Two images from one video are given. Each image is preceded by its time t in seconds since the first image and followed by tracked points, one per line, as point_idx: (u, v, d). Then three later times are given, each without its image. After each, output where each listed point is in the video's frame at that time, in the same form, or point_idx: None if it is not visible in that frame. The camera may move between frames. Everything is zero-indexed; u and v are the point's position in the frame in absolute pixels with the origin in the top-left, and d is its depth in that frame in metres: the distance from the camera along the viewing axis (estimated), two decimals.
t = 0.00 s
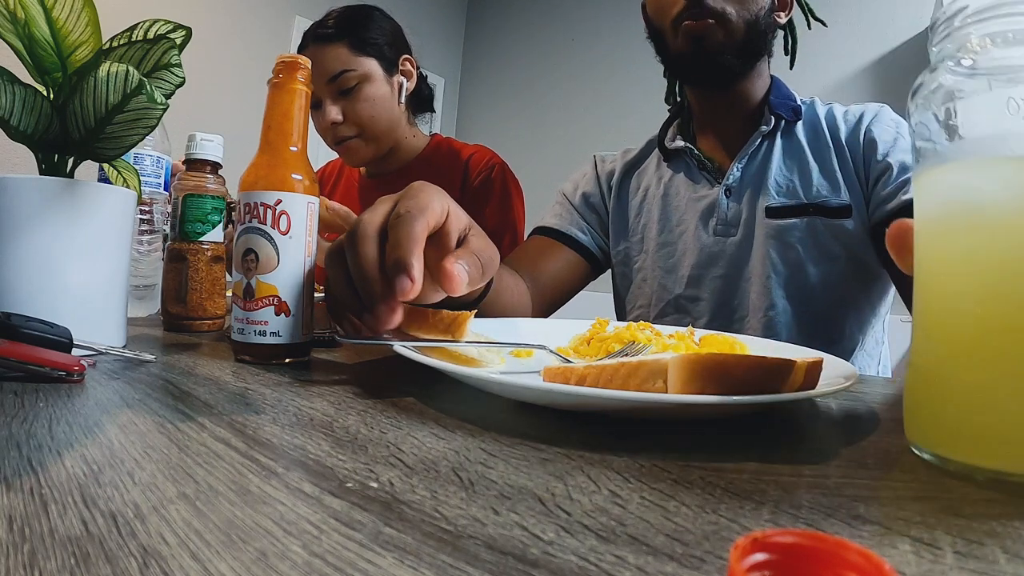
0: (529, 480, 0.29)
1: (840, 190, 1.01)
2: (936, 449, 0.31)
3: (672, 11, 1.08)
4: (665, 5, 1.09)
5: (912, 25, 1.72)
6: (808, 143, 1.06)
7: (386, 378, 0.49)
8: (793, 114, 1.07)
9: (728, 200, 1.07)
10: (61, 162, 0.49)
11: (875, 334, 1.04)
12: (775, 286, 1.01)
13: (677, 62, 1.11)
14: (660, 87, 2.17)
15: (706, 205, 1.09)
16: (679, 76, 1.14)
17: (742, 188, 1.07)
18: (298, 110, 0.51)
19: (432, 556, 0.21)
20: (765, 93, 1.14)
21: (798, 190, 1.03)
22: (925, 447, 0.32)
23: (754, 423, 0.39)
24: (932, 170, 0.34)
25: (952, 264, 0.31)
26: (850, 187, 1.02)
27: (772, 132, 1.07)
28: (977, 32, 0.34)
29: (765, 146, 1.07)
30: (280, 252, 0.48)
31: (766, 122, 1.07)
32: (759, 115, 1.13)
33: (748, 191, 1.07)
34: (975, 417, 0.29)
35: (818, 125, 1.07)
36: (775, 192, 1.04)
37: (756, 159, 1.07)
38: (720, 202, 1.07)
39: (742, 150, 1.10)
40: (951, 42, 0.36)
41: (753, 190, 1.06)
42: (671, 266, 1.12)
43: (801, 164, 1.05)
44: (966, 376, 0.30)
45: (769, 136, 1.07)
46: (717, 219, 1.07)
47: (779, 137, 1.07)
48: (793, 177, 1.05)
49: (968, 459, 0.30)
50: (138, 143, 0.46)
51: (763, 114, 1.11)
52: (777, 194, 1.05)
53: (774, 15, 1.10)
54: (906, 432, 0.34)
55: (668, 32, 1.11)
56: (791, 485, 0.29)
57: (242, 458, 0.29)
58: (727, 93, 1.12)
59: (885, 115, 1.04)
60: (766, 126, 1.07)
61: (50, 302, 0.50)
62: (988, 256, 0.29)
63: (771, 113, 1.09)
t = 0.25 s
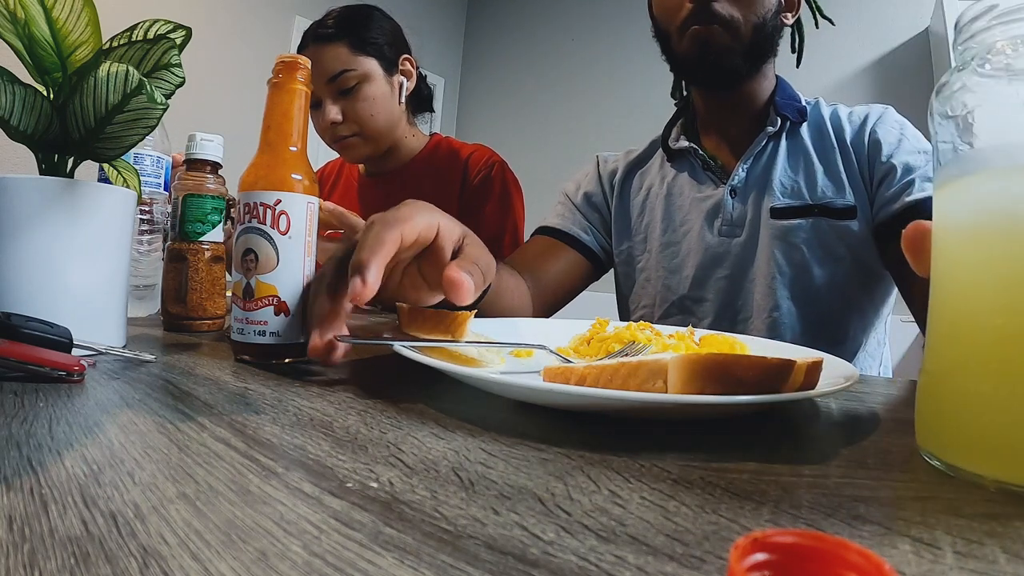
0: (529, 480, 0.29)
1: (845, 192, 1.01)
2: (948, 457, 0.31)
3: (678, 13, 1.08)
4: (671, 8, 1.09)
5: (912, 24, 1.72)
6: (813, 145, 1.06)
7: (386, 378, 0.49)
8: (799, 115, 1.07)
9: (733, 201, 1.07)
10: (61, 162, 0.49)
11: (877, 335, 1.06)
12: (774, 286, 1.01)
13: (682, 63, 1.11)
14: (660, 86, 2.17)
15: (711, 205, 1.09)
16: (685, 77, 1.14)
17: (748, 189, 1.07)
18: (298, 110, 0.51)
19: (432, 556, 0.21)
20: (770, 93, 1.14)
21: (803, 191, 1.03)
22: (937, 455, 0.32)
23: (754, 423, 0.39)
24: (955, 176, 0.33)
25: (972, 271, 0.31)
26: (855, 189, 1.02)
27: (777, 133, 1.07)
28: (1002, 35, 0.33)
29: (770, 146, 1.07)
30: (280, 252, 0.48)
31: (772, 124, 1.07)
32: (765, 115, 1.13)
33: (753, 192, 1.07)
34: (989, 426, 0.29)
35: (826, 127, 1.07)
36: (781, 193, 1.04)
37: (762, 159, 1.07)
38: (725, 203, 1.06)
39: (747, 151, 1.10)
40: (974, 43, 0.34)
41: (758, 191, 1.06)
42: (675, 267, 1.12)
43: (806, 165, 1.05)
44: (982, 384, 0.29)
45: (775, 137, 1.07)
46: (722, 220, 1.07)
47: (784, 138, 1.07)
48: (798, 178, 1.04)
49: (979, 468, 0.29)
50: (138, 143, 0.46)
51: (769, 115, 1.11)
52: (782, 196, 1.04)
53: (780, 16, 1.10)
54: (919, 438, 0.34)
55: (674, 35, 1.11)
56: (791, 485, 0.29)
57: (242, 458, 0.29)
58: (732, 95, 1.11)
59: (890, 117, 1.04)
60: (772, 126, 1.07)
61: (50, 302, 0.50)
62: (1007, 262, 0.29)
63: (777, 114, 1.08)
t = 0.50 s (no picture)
0: (529, 480, 0.29)
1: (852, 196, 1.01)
2: (950, 458, 0.31)
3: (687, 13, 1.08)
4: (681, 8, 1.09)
5: (912, 24, 1.72)
6: (821, 147, 1.06)
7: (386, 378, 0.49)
8: (807, 117, 1.07)
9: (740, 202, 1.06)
10: (61, 162, 0.49)
11: (880, 337, 1.06)
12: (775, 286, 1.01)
13: (691, 61, 1.11)
14: (661, 86, 2.17)
15: (718, 205, 1.09)
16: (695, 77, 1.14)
17: (755, 189, 1.07)
18: (298, 110, 0.51)
19: (432, 556, 0.21)
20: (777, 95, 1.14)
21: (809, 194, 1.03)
22: (938, 456, 0.32)
23: (754, 424, 0.39)
24: (952, 176, 0.33)
25: (972, 274, 0.30)
26: (861, 193, 1.02)
27: (785, 135, 1.07)
28: (1003, 34, 0.33)
29: (777, 148, 1.07)
30: (280, 252, 0.48)
31: (779, 125, 1.07)
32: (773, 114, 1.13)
33: (761, 193, 1.07)
34: (992, 426, 0.29)
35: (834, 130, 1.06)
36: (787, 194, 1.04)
37: (773, 160, 1.07)
38: (733, 203, 1.06)
39: (755, 151, 1.10)
40: (975, 43, 0.34)
41: (765, 193, 1.06)
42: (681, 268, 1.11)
43: (814, 167, 1.05)
44: (985, 385, 0.29)
45: (783, 139, 1.07)
46: (730, 220, 1.07)
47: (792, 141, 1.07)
48: (805, 181, 1.04)
49: (980, 470, 0.29)
50: (138, 143, 0.46)
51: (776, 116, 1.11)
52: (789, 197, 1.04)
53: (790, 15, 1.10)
54: (920, 440, 0.34)
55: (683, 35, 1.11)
56: (791, 485, 0.29)
57: (242, 458, 0.29)
58: (740, 95, 1.11)
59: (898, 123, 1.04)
60: (781, 127, 1.07)
61: (50, 302, 0.50)
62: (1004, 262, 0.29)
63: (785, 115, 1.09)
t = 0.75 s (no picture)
0: (529, 480, 0.29)
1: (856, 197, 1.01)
2: (948, 457, 0.31)
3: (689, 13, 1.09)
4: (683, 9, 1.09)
5: (912, 24, 1.72)
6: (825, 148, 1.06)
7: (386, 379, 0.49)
8: (811, 118, 1.08)
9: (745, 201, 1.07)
10: (62, 162, 0.49)
11: (880, 338, 1.06)
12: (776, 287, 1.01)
13: (694, 62, 1.11)
14: (660, 86, 2.17)
15: (722, 204, 1.09)
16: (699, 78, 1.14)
17: (759, 188, 1.07)
18: (298, 110, 0.51)
19: (432, 556, 0.21)
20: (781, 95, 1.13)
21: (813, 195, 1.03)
22: (936, 454, 0.32)
23: (755, 424, 0.39)
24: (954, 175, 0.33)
25: (973, 274, 0.30)
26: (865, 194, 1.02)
27: (789, 135, 1.07)
28: (1002, 34, 0.33)
29: (781, 147, 1.07)
30: (280, 252, 0.48)
31: (784, 124, 1.07)
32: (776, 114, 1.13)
33: (764, 192, 1.06)
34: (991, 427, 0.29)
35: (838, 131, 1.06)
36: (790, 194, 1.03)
37: (778, 161, 1.07)
38: (736, 202, 1.06)
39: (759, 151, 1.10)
40: (975, 43, 0.34)
41: (768, 192, 1.06)
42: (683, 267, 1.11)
43: (817, 167, 1.04)
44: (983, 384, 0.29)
45: (787, 138, 1.07)
46: (733, 219, 1.07)
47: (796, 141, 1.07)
48: (809, 181, 1.04)
49: (976, 468, 0.29)
50: (138, 143, 0.46)
51: (780, 116, 1.11)
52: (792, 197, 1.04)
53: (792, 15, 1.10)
54: (919, 438, 0.34)
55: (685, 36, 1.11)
56: (791, 485, 0.29)
57: (242, 458, 0.29)
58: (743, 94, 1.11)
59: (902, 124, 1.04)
60: (785, 127, 1.07)
61: (50, 302, 0.50)
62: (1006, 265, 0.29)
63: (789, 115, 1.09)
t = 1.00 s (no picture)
0: (529, 480, 0.29)
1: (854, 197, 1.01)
2: (946, 455, 0.31)
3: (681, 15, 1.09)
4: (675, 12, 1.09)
5: (912, 24, 1.72)
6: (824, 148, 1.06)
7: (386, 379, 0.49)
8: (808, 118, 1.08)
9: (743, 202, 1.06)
10: (62, 162, 0.50)
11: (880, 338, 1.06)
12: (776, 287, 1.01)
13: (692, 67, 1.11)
14: (660, 86, 2.17)
15: (720, 204, 1.09)
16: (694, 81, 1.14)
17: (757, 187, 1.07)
18: (298, 110, 0.51)
19: (432, 556, 0.21)
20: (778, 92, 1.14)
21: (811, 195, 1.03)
22: (934, 453, 0.32)
23: (755, 423, 0.39)
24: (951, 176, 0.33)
25: (971, 273, 0.31)
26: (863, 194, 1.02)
27: (786, 134, 1.08)
28: (1003, 34, 0.32)
29: (778, 148, 1.07)
30: (280, 252, 0.48)
31: (782, 124, 1.08)
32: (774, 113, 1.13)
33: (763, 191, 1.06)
34: (989, 426, 0.29)
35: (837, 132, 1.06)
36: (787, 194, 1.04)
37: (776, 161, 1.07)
38: (733, 203, 1.06)
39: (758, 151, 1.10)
40: (975, 42, 0.34)
41: (767, 192, 1.06)
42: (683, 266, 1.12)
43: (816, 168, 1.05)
44: (981, 383, 0.29)
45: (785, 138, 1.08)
46: (731, 220, 1.07)
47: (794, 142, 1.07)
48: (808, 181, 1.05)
49: (972, 467, 0.29)
50: (138, 143, 0.46)
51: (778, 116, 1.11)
52: (791, 197, 1.05)
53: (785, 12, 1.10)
54: (918, 437, 0.34)
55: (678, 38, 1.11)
56: (791, 485, 0.29)
57: (242, 458, 0.29)
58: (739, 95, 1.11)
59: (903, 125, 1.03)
60: (782, 127, 1.07)
61: (50, 302, 0.50)
62: (1004, 265, 0.29)
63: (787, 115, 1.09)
